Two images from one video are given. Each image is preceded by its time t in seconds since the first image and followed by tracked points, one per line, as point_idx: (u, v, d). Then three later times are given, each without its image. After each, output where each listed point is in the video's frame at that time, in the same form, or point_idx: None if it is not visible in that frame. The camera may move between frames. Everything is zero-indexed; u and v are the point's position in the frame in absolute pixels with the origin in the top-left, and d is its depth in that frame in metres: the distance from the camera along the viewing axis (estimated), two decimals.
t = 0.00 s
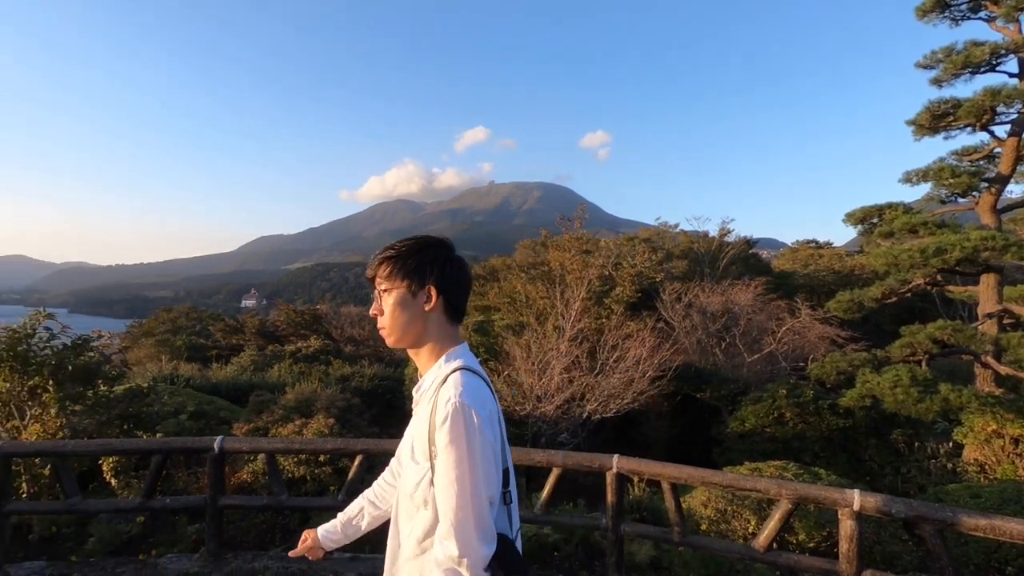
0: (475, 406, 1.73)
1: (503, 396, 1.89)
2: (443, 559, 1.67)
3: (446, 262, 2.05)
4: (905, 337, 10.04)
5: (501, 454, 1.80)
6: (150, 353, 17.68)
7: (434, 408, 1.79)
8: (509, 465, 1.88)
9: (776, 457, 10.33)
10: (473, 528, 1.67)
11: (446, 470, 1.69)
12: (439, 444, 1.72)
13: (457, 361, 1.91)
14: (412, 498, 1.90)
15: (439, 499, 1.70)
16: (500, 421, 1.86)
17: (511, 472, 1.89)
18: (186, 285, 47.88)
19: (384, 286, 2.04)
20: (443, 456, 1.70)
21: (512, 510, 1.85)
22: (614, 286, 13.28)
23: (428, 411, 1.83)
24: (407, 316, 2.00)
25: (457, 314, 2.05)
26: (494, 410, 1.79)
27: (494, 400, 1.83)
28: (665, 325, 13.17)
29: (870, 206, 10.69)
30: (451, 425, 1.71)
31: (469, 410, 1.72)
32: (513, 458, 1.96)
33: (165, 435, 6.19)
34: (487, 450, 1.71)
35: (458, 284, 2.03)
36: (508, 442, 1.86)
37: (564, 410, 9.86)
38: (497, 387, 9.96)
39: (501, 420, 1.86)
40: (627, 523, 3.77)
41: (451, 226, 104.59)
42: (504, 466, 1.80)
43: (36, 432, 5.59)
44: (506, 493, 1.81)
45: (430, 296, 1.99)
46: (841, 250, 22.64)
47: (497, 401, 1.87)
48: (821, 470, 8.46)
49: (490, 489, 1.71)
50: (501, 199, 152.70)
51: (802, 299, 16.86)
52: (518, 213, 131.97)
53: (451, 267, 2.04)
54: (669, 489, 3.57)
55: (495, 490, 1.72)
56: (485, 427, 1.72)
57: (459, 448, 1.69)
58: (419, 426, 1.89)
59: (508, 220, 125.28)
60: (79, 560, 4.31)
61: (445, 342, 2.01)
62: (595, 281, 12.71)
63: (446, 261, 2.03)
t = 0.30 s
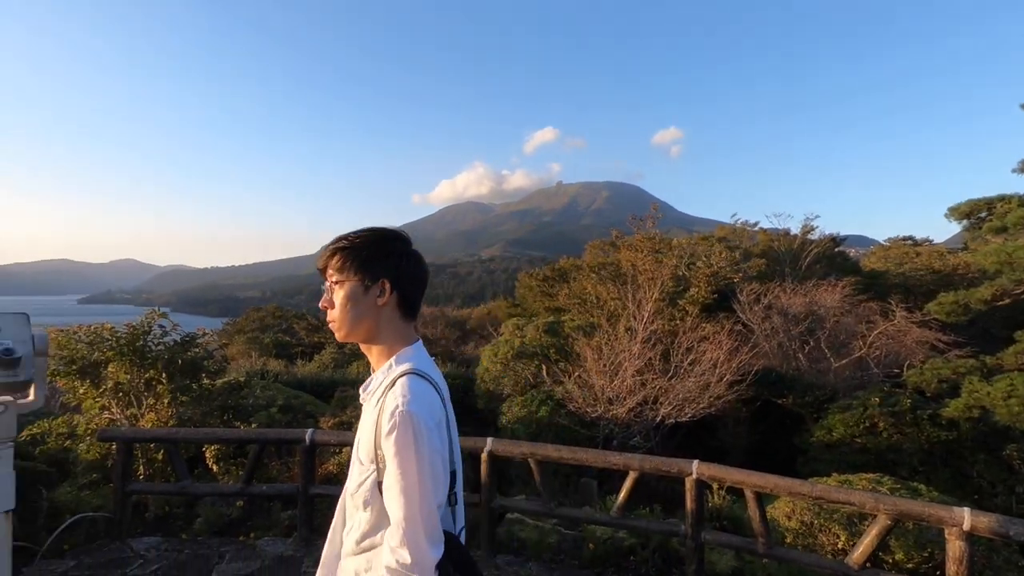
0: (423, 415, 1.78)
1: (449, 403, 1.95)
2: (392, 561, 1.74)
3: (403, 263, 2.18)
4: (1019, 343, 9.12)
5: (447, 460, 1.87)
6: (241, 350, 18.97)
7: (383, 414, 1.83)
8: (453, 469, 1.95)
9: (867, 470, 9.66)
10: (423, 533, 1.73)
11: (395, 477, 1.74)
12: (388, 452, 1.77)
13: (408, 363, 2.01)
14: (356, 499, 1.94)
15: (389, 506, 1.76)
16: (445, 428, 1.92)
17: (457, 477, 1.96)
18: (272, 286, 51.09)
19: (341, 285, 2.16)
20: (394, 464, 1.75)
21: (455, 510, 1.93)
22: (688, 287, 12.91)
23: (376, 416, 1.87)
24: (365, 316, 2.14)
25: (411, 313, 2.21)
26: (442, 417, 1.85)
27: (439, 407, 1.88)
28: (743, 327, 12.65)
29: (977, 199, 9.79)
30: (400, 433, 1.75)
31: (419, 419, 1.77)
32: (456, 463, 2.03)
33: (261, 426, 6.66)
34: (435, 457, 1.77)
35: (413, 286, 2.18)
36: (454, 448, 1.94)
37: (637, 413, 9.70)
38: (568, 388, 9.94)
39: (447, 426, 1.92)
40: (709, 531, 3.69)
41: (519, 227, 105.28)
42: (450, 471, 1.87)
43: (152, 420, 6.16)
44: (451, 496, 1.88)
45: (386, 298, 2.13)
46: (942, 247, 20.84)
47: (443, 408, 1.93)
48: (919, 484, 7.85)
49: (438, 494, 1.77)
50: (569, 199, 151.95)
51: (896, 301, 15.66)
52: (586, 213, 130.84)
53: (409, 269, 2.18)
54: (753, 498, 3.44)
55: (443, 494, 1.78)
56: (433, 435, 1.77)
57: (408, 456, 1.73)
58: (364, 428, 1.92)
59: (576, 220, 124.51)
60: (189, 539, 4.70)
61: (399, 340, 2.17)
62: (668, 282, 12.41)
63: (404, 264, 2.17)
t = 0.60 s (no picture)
0: (367, 414, 1.81)
1: (405, 399, 1.96)
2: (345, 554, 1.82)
3: (359, 272, 2.21)
4: None
5: (400, 457, 1.90)
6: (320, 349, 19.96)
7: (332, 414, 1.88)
8: (414, 465, 1.98)
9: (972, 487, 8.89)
10: (369, 528, 1.79)
11: (342, 476, 1.80)
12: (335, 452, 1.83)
13: (363, 365, 2.03)
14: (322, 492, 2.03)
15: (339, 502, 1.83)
16: (401, 425, 1.95)
17: (417, 472, 1.99)
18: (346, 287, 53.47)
19: (297, 293, 2.17)
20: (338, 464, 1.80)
21: (416, 505, 1.96)
22: (766, 288, 12.35)
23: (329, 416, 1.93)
24: (321, 322, 2.15)
25: (369, 320, 2.22)
26: (390, 416, 1.87)
27: (391, 405, 1.91)
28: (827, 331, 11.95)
29: None
30: (344, 433, 1.80)
31: (361, 420, 1.80)
32: (421, 458, 2.05)
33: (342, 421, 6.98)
34: (379, 456, 1.80)
35: (369, 292, 2.20)
36: (410, 445, 1.95)
37: (712, 419, 9.39)
38: (639, 391, 9.77)
39: (402, 424, 1.94)
40: (796, 544, 3.53)
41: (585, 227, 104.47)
42: (403, 467, 1.90)
43: (248, 412, 6.63)
44: (409, 493, 1.91)
45: (343, 304, 2.15)
46: None
47: (398, 406, 1.95)
48: None
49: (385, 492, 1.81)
50: (636, 198, 149.08)
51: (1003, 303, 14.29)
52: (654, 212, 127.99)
53: (366, 277, 2.21)
54: (844, 510, 3.25)
55: (392, 492, 1.82)
56: (377, 435, 1.80)
57: (351, 456, 1.78)
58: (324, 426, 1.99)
59: (643, 219, 122.05)
60: (281, 524, 5.03)
61: (357, 347, 2.18)
62: (745, 283, 11.91)
63: (360, 272, 2.19)
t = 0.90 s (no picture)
0: (342, 391, 2.04)
1: (381, 384, 2.18)
2: (308, 510, 2.04)
3: (340, 265, 2.33)
4: None
5: (369, 434, 2.12)
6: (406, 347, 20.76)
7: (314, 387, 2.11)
8: (381, 444, 2.19)
9: None
10: (331, 490, 2.01)
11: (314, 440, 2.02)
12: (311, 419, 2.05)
13: (348, 350, 2.24)
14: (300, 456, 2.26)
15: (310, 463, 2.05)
16: (374, 406, 2.16)
17: (384, 450, 2.20)
18: (429, 287, 55.25)
19: (292, 291, 2.38)
20: (312, 430, 2.02)
21: (378, 480, 2.17)
22: (871, 288, 11.44)
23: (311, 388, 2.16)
24: (310, 316, 2.32)
25: (355, 310, 2.35)
26: (364, 396, 2.10)
27: (367, 387, 2.13)
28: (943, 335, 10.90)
29: None
30: (320, 404, 2.02)
31: (337, 395, 2.02)
32: (392, 438, 2.27)
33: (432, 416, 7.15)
34: (348, 430, 2.02)
35: (349, 284, 2.30)
36: (380, 425, 2.17)
37: (808, 427, 8.84)
38: (728, 396, 9.38)
39: (376, 405, 2.15)
40: (914, 566, 3.26)
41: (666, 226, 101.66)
42: (371, 443, 2.11)
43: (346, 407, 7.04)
44: (373, 467, 2.13)
45: (325, 297, 2.29)
46: None
47: (373, 390, 2.17)
48: None
49: (349, 461, 2.03)
50: (721, 195, 142.97)
51: None
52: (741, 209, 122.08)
53: (345, 271, 2.31)
54: (970, 531, 2.97)
55: (355, 463, 2.04)
56: (349, 411, 2.02)
57: (323, 425, 2.01)
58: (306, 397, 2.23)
59: (729, 216, 116.87)
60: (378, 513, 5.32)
61: (344, 335, 2.33)
62: (846, 283, 11.11)
63: (338, 267, 2.30)
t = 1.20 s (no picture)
0: (331, 386, 2.09)
1: (374, 381, 2.21)
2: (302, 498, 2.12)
3: (324, 272, 2.33)
4: None
5: (361, 428, 2.17)
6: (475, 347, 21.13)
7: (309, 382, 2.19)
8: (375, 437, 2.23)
9: None
10: (323, 479, 2.08)
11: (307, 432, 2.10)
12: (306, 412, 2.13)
13: (343, 348, 2.29)
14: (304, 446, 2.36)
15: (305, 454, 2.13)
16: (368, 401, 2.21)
17: (379, 443, 2.24)
18: (496, 287, 55.96)
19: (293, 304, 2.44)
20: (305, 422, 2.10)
21: (372, 472, 2.21)
22: (977, 289, 10.49)
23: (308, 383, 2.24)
24: (310, 327, 2.37)
25: (350, 311, 2.35)
26: (354, 391, 2.14)
27: (358, 383, 2.18)
28: None
29: None
30: (311, 398, 2.10)
31: (326, 391, 2.09)
32: (390, 431, 2.30)
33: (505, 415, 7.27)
34: (337, 423, 2.08)
35: (334, 288, 2.31)
36: (375, 420, 2.20)
37: (904, 438, 8.22)
38: (813, 402, 8.87)
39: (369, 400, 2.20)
40: None
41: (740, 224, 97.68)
42: (363, 437, 2.16)
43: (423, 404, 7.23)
44: (365, 459, 2.18)
45: (316, 306, 2.32)
46: None
47: (366, 384, 2.21)
48: None
49: (340, 452, 2.09)
50: (801, 190, 135.54)
51: None
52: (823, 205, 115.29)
53: (331, 276, 2.30)
54: None
55: (345, 455, 2.09)
56: (337, 405, 2.08)
57: (314, 418, 2.07)
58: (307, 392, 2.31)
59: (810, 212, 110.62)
60: (456, 509, 5.48)
61: (344, 338, 2.35)
62: (948, 284, 10.24)
63: (321, 273, 2.30)
